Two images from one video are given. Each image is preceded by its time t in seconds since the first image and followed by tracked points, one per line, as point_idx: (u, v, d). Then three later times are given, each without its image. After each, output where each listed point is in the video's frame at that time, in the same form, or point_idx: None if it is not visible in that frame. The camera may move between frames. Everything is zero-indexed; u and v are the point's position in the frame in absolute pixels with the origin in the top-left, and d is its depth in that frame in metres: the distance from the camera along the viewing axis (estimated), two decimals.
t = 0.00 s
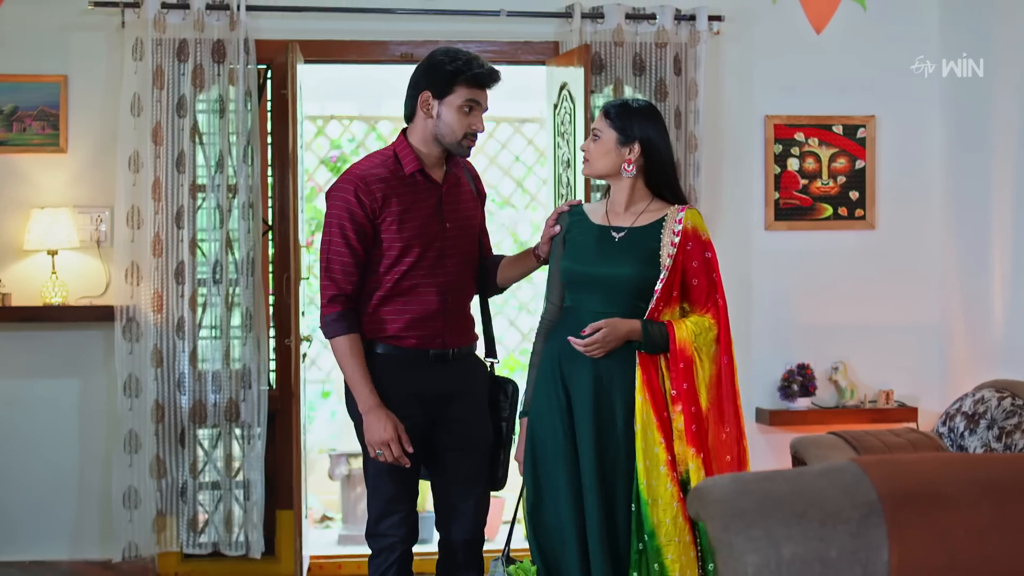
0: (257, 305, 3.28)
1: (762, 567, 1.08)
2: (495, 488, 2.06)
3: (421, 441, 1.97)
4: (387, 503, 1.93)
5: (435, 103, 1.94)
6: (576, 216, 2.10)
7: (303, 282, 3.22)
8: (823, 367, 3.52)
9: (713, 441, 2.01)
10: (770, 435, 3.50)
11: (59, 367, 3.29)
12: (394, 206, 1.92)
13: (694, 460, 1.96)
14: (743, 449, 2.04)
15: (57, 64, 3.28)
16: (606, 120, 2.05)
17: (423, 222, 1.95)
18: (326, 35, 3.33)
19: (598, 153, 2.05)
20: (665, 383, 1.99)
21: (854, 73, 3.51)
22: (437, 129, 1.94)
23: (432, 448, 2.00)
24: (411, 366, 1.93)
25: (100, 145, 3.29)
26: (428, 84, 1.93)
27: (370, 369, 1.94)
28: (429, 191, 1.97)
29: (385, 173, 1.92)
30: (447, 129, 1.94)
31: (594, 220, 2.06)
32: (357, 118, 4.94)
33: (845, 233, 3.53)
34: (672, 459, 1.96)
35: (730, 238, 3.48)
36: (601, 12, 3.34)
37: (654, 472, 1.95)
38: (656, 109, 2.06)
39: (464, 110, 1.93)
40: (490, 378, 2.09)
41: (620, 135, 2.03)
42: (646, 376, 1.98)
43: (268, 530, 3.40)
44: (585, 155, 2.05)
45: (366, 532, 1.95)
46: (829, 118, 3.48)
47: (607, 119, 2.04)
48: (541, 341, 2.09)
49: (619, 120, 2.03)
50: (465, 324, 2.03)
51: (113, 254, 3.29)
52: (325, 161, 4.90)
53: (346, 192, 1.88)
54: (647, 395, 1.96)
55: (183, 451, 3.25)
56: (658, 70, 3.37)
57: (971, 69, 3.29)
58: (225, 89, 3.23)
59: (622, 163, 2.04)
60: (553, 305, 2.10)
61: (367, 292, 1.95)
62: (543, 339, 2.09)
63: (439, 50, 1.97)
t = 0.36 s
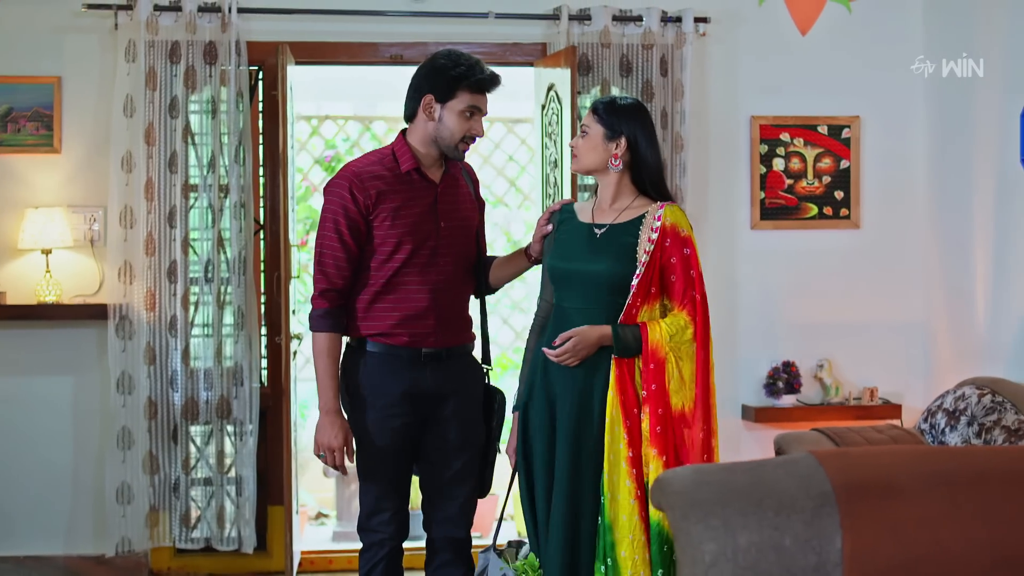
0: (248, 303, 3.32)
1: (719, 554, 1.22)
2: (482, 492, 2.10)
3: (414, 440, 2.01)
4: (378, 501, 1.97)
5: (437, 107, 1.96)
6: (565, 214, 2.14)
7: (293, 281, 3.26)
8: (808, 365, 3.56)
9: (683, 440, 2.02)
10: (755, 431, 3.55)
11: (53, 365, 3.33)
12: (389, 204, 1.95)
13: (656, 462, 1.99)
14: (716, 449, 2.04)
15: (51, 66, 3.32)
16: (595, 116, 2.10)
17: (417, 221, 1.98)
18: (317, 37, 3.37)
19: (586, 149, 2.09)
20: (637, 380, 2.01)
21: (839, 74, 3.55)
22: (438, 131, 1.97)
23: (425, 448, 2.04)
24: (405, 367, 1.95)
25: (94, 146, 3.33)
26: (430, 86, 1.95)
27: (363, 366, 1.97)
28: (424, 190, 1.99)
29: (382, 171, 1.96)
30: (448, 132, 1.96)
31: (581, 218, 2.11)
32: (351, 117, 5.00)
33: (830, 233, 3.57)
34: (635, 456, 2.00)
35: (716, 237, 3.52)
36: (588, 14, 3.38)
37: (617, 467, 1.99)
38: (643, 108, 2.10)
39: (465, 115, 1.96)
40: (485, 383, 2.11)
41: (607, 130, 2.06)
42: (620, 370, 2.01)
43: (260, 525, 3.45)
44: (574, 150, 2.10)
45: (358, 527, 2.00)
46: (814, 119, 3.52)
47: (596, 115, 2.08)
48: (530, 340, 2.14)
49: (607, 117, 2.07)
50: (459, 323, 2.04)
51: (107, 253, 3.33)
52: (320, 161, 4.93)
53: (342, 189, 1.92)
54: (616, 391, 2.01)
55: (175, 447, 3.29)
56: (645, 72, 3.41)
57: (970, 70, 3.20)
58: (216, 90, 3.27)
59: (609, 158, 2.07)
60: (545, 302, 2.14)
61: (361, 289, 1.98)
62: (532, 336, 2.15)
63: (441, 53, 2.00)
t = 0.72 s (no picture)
0: (243, 301, 3.37)
1: (682, 544, 1.07)
2: (490, 492, 2.08)
3: (426, 441, 1.99)
4: (388, 500, 1.96)
5: (432, 107, 1.98)
6: (572, 216, 2.14)
7: (288, 279, 3.31)
8: (798, 362, 3.60)
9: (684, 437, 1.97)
10: (745, 428, 3.60)
11: (50, 362, 3.37)
12: (390, 200, 1.96)
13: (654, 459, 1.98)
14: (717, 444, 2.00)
15: (49, 66, 3.36)
16: (594, 118, 2.08)
17: (420, 216, 1.98)
18: (311, 39, 3.42)
19: (588, 149, 2.07)
20: (636, 379, 1.99)
21: (828, 75, 3.59)
22: (434, 130, 1.99)
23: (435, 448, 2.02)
24: (419, 364, 1.95)
25: (91, 146, 3.38)
26: (427, 86, 1.97)
27: (374, 365, 1.97)
28: (426, 186, 2.00)
29: (382, 170, 1.97)
30: (444, 131, 1.98)
31: (583, 221, 2.11)
32: (349, 117, 5.01)
33: (819, 231, 3.61)
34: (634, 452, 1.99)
35: (707, 236, 3.57)
36: (579, 16, 3.43)
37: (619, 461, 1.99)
38: (642, 107, 2.08)
39: (460, 114, 1.98)
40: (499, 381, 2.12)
41: (606, 130, 2.05)
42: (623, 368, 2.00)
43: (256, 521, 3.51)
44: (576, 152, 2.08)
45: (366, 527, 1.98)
46: (803, 119, 3.57)
47: (595, 117, 2.06)
48: (537, 338, 2.15)
49: (607, 118, 2.05)
50: (468, 317, 2.02)
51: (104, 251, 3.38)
52: (318, 160, 4.97)
53: (343, 189, 1.95)
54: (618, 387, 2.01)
55: (171, 443, 3.34)
56: (635, 72, 3.46)
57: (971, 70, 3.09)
58: (212, 91, 3.32)
59: (610, 158, 2.06)
60: (554, 300, 2.13)
61: (368, 286, 1.99)
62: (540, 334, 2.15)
63: (437, 55, 2.02)
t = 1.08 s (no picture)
0: (242, 300, 3.41)
1: (650, 535, 1.06)
2: (490, 489, 2.12)
3: (426, 440, 1.99)
4: (385, 498, 1.94)
5: (437, 108, 2.01)
6: (574, 215, 2.19)
7: (285, 279, 3.35)
8: (789, 360, 3.64)
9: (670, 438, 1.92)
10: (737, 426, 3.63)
11: (51, 360, 3.42)
12: (397, 200, 1.96)
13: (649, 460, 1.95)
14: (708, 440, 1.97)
15: (50, 68, 3.40)
16: (598, 120, 2.12)
17: (427, 216, 1.98)
18: (308, 41, 3.46)
19: (590, 149, 2.12)
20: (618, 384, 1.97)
21: (820, 76, 3.62)
22: (441, 132, 2.01)
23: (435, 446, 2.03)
24: (425, 361, 1.95)
25: (91, 147, 3.42)
26: (430, 89, 2.00)
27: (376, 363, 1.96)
28: (432, 186, 2.01)
29: (390, 170, 1.98)
30: (450, 131, 2.01)
31: (580, 223, 2.14)
32: (350, 117, 5.05)
33: (811, 231, 3.64)
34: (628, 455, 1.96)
35: (700, 235, 3.61)
36: (573, 18, 3.47)
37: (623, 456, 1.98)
38: (646, 115, 2.12)
39: (465, 114, 2.00)
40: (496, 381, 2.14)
41: (609, 131, 2.09)
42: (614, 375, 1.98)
43: (254, 517, 3.56)
44: (577, 151, 2.12)
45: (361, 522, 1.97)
46: (795, 120, 3.60)
47: (599, 118, 2.11)
48: (539, 342, 2.16)
49: (613, 121, 2.09)
50: (472, 317, 2.03)
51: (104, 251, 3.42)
52: (319, 161, 5.00)
53: (352, 188, 1.94)
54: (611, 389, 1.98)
55: (170, 440, 3.38)
56: (628, 74, 3.50)
57: (971, 70, 3.02)
58: (211, 93, 3.36)
59: (610, 158, 2.10)
60: (555, 299, 2.17)
61: (373, 285, 1.99)
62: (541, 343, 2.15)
63: (437, 58, 2.04)
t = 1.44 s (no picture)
0: (246, 298, 3.46)
1: (631, 525, 1.15)
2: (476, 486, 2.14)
3: (419, 433, 2.02)
4: (378, 490, 1.97)
5: (441, 107, 2.03)
6: (574, 211, 2.25)
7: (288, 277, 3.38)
8: (788, 358, 3.66)
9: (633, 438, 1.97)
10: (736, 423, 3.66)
11: (59, 357, 3.47)
12: (403, 197, 2.00)
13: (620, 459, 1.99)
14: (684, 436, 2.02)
15: (56, 69, 3.45)
16: (594, 122, 2.16)
17: (431, 214, 2.02)
18: (312, 42, 3.50)
19: (589, 151, 2.16)
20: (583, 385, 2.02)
21: (818, 76, 3.65)
22: (444, 131, 2.03)
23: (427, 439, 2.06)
24: (420, 358, 1.98)
25: (98, 147, 3.47)
26: (435, 89, 2.01)
27: (373, 355, 1.99)
28: (436, 185, 2.04)
29: (396, 167, 2.01)
30: (453, 131, 2.03)
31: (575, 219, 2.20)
32: (357, 117, 5.08)
33: (810, 230, 3.67)
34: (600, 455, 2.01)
35: (699, 234, 3.64)
36: (573, 20, 3.51)
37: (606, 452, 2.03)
38: (641, 118, 2.16)
39: (469, 114, 2.02)
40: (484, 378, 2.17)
41: (606, 132, 2.13)
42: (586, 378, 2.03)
43: (258, 512, 3.60)
44: (577, 154, 2.16)
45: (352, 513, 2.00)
46: (794, 120, 3.63)
47: (594, 120, 2.15)
48: (543, 334, 2.22)
49: (608, 122, 2.13)
50: (469, 316, 2.08)
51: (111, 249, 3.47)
52: (326, 160, 5.03)
53: (361, 182, 1.96)
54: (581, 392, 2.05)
55: (176, 436, 3.43)
56: (629, 75, 3.53)
57: (971, 70, 3.02)
58: (216, 93, 3.41)
59: (610, 157, 2.13)
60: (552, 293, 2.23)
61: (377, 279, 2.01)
62: (545, 335, 2.22)
63: (441, 59, 2.06)
